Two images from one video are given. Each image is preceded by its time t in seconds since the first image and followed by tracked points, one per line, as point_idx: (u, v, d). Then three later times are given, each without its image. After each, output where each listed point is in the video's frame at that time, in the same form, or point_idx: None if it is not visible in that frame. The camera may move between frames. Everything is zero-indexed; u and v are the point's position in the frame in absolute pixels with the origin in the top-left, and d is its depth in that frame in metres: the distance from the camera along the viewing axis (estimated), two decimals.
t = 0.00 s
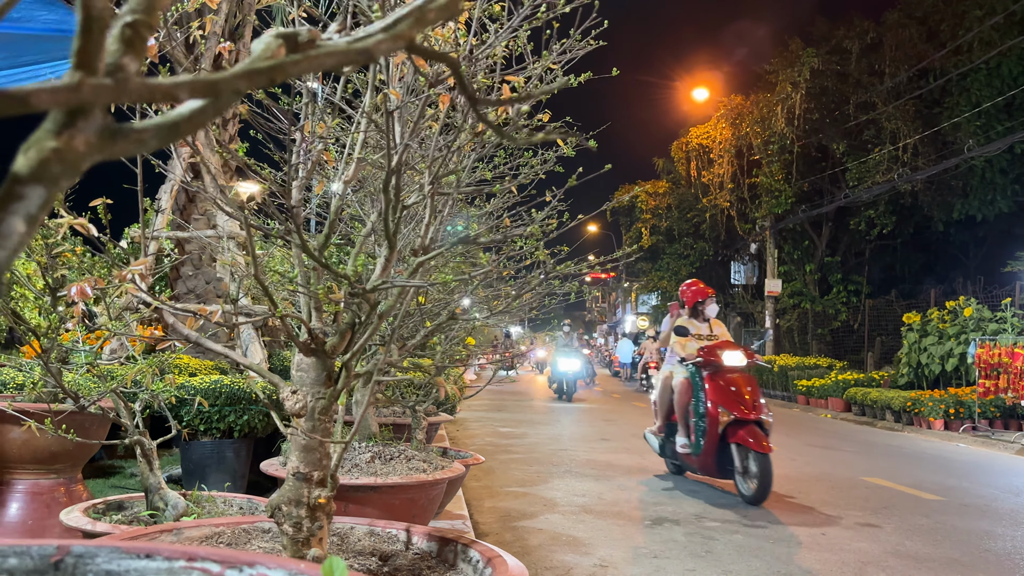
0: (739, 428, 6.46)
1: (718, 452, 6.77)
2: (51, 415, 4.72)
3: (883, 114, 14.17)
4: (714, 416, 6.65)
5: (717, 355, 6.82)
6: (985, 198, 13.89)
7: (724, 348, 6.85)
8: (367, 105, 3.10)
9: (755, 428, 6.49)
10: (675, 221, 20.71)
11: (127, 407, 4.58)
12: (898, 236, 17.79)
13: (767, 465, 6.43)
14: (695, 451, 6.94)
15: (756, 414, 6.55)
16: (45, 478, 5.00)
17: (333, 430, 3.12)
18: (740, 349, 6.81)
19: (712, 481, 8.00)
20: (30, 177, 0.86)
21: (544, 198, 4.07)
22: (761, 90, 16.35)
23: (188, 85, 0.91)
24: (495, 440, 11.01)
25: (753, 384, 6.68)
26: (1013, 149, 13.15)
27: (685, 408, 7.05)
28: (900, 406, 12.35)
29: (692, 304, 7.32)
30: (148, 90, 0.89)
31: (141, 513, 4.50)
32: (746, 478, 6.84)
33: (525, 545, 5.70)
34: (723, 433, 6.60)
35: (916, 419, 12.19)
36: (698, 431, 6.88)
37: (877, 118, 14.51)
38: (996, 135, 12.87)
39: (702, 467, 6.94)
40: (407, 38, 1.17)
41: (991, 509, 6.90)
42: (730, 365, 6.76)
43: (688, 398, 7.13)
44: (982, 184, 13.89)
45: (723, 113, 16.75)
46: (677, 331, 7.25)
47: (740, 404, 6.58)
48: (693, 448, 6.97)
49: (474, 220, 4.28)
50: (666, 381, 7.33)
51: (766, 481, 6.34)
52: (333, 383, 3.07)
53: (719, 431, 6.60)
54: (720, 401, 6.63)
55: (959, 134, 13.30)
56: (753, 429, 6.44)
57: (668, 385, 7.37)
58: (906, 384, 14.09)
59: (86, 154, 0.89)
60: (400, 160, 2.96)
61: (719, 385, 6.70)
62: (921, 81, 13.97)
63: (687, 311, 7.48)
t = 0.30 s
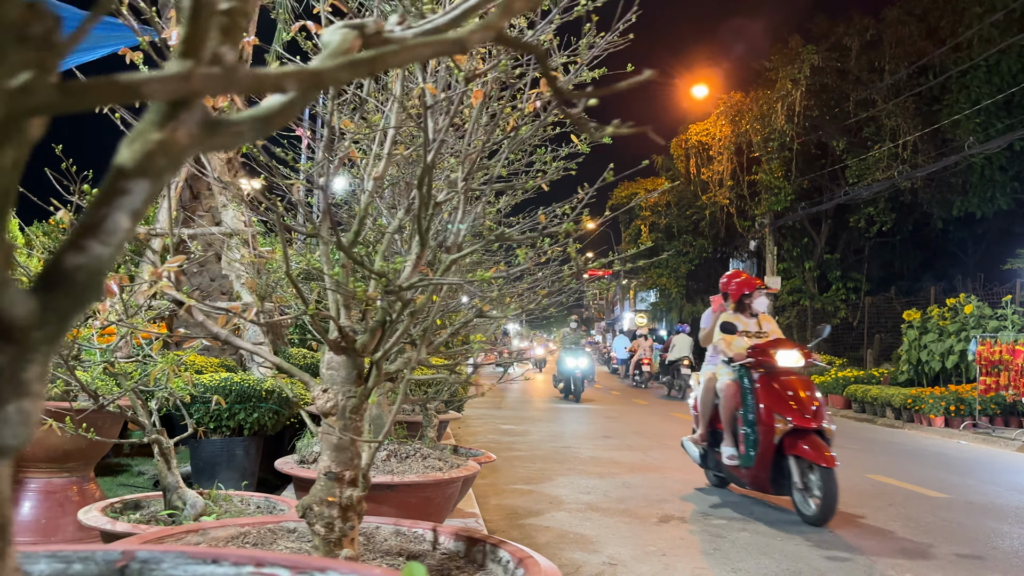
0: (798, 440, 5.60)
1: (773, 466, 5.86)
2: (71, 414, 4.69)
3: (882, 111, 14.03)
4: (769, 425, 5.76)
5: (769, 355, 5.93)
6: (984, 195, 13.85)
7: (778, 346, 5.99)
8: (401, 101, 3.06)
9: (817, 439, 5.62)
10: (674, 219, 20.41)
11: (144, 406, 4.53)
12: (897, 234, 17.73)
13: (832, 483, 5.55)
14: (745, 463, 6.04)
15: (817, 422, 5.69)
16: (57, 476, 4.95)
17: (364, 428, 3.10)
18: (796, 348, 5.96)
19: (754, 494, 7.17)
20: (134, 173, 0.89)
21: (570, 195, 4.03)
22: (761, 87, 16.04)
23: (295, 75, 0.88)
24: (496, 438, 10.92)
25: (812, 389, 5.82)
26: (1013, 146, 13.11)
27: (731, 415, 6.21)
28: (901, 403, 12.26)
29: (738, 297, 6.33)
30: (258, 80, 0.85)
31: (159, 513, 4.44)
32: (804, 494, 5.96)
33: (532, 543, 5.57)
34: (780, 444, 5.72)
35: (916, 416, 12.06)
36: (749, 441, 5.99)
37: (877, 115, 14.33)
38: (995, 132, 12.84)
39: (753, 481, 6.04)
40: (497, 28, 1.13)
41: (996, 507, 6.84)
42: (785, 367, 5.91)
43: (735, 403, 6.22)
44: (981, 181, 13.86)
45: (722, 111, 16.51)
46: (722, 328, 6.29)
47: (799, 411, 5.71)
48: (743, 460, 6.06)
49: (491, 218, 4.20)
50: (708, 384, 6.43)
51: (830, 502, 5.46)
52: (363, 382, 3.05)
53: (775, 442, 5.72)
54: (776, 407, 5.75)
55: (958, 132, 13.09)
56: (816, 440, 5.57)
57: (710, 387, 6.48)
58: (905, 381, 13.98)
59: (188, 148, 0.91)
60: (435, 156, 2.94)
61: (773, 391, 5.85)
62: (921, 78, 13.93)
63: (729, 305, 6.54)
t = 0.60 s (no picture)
0: (877, 453, 4.65)
1: (843, 483, 4.91)
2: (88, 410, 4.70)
3: (881, 108, 13.92)
4: (838, 434, 4.82)
5: (837, 354, 4.90)
6: (983, 192, 13.78)
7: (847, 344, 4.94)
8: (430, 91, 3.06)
9: (898, 450, 4.66)
10: (672, 215, 20.24)
11: (158, 399, 4.52)
12: (895, 231, 17.66)
13: (920, 503, 4.58)
14: (807, 478, 5.06)
15: (894, 430, 4.75)
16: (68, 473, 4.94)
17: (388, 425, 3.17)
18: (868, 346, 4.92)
19: (809, 509, 6.25)
20: (229, 147, 1.02)
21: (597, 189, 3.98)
22: (759, 83, 16.18)
23: (390, 48, 0.98)
24: (498, 434, 10.85)
25: (888, 392, 4.85)
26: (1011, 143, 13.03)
27: (788, 424, 5.23)
28: (900, 399, 12.22)
29: (794, 287, 5.25)
30: (356, 51, 0.95)
31: (174, 509, 4.40)
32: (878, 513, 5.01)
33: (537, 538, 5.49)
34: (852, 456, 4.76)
35: (916, 412, 12.06)
36: (812, 452, 5.01)
37: (876, 111, 14.24)
38: (994, 129, 12.76)
39: (817, 499, 5.07)
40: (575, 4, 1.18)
41: (999, 503, 6.75)
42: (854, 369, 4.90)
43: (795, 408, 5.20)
44: (980, 178, 13.78)
45: (721, 108, 16.59)
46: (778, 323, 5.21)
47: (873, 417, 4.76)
48: (805, 475, 5.08)
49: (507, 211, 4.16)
50: (759, 387, 5.43)
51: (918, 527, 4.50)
52: (389, 374, 3.04)
53: (847, 454, 4.76)
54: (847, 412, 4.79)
55: (958, 129, 13.13)
56: (895, 452, 4.62)
57: (761, 389, 5.46)
58: (905, 377, 13.88)
59: (280, 122, 1.02)
60: (462, 146, 2.94)
61: (841, 395, 4.89)
62: (920, 75, 13.78)
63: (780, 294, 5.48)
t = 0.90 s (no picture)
0: (964, 467, 3.81)
1: (921, 504, 4.07)
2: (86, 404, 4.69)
3: (879, 104, 13.92)
4: (914, 444, 4.00)
5: (912, 352, 4.14)
6: (980, 188, 13.77)
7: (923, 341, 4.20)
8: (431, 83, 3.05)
9: (989, 466, 3.83)
10: (669, 211, 20.23)
11: (157, 393, 4.50)
12: (892, 227, 17.66)
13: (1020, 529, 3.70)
14: (877, 496, 4.25)
15: (985, 441, 3.90)
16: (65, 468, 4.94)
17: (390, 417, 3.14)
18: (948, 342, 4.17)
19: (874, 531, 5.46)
20: (240, 130, 1.02)
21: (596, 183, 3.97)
22: (756, 79, 16.17)
23: (401, 32, 0.97)
24: (494, 430, 10.84)
25: (973, 396, 4.03)
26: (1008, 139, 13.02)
27: (851, 433, 4.44)
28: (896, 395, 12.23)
29: (854, 276, 4.56)
30: (367, 35, 0.95)
31: (174, 503, 4.40)
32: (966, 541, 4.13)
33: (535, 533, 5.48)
34: (935, 472, 3.93)
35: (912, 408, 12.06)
36: (883, 466, 4.20)
37: (873, 108, 14.23)
38: (991, 125, 12.76)
39: (890, 521, 4.25)
40: None
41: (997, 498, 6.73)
42: (932, 368, 4.12)
43: (861, 415, 4.42)
44: (977, 174, 13.78)
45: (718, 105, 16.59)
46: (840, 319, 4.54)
47: (957, 424, 3.94)
48: (874, 492, 4.26)
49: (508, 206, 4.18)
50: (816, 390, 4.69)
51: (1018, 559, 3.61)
52: (389, 367, 3.04)
53: (928, 468, 3.94)
54: (925, 420, 3.98)
55: (954, 125, 13.12)
56: (987, 468, 3.78)
57: (818, 392, 4.73)
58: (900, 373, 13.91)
59: (290, 105, 1.02)
60: (463, 138, 2.93)
61: (917, 398, 4.08)
62: (917, 71, 13.74)
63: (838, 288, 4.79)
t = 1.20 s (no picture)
0: None
1: None
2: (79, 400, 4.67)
3: (875, 101, 13.91)
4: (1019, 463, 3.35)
5: (1010, 351, 3.55)
6: (975, 184, 13.75)
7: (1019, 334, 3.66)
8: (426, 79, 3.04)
9: None
10: (666, 208, 20.22)
11: (152, 390, 4.49)
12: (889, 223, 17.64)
13: None
14: (969, 523, 3.60)
15: None
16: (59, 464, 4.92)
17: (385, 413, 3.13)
18: None
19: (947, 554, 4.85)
20: (229, 126, 0.99)
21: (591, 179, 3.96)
22: (753, 75, 16.16)
23: (392, 26, 0.96)
24: (490, 426, 10.83)
25: None
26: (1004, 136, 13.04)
27: (935, 448, 3.80)
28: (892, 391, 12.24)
29: (930, 262, 4.03)
30: (357, 29, 0.94)
31: (169, 499, 4.39)
32: None
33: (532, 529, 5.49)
34: None
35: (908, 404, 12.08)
36: (977, 489, 3.55)
37: (869, 104, 14.22)
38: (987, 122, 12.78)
39: (987, 551, 3.62)
40: None
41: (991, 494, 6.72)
42: None
43: (948, 428, 3.78)
44: (973, 170, 13.78)
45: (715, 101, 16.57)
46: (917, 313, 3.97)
47: None
48: (965, 519, 3.62)
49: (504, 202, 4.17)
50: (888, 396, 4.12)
51: None
52: (384, 363, 3.05)
53: None
54: None
55: (950, 121, 13.12)
56: None
57: (892, 399, 4.18)
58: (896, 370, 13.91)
59: (280, 100, 1.01)
60: (458, 134, 2.92)
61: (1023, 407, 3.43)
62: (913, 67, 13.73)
63: (915, 276, 4.25)
